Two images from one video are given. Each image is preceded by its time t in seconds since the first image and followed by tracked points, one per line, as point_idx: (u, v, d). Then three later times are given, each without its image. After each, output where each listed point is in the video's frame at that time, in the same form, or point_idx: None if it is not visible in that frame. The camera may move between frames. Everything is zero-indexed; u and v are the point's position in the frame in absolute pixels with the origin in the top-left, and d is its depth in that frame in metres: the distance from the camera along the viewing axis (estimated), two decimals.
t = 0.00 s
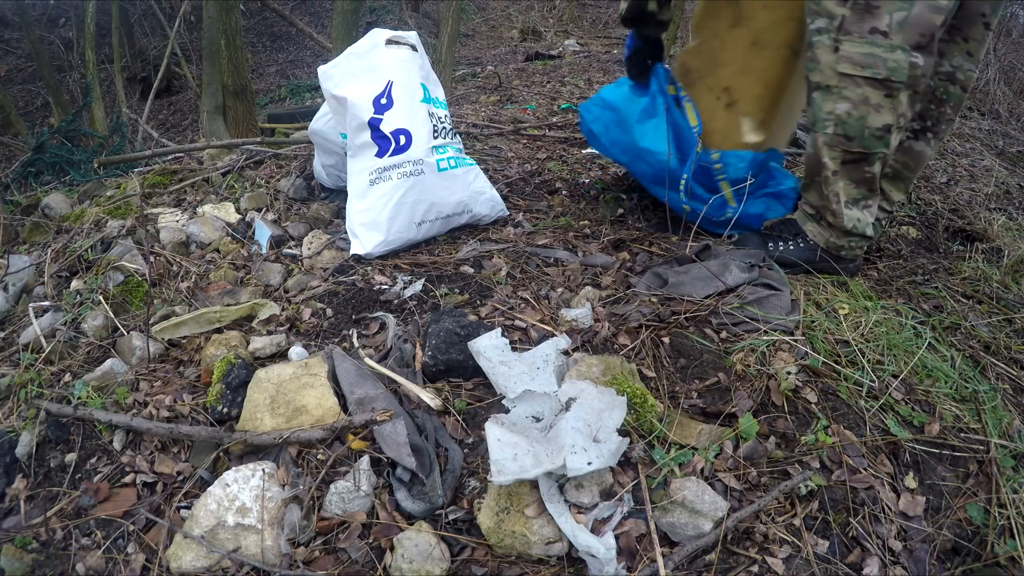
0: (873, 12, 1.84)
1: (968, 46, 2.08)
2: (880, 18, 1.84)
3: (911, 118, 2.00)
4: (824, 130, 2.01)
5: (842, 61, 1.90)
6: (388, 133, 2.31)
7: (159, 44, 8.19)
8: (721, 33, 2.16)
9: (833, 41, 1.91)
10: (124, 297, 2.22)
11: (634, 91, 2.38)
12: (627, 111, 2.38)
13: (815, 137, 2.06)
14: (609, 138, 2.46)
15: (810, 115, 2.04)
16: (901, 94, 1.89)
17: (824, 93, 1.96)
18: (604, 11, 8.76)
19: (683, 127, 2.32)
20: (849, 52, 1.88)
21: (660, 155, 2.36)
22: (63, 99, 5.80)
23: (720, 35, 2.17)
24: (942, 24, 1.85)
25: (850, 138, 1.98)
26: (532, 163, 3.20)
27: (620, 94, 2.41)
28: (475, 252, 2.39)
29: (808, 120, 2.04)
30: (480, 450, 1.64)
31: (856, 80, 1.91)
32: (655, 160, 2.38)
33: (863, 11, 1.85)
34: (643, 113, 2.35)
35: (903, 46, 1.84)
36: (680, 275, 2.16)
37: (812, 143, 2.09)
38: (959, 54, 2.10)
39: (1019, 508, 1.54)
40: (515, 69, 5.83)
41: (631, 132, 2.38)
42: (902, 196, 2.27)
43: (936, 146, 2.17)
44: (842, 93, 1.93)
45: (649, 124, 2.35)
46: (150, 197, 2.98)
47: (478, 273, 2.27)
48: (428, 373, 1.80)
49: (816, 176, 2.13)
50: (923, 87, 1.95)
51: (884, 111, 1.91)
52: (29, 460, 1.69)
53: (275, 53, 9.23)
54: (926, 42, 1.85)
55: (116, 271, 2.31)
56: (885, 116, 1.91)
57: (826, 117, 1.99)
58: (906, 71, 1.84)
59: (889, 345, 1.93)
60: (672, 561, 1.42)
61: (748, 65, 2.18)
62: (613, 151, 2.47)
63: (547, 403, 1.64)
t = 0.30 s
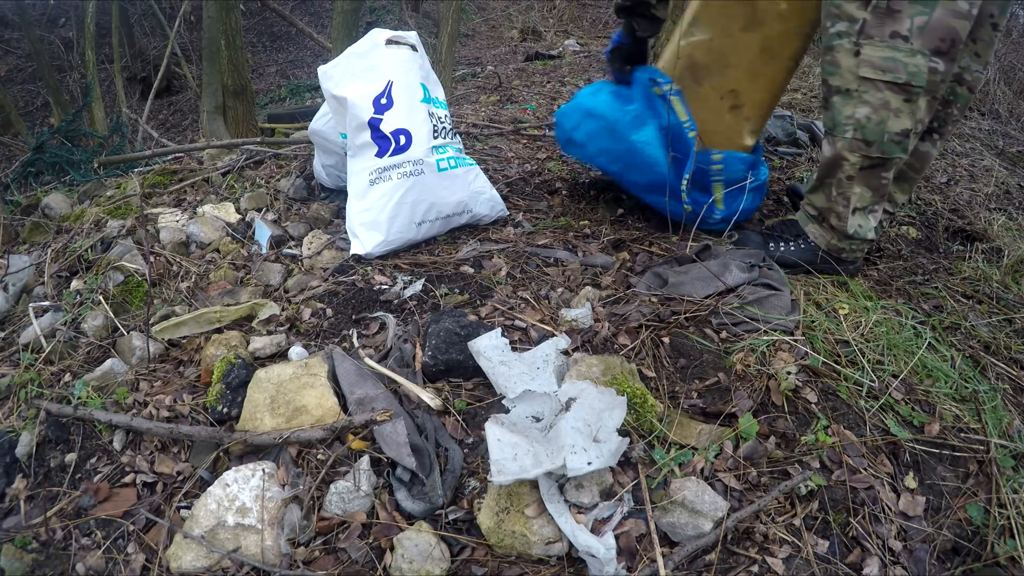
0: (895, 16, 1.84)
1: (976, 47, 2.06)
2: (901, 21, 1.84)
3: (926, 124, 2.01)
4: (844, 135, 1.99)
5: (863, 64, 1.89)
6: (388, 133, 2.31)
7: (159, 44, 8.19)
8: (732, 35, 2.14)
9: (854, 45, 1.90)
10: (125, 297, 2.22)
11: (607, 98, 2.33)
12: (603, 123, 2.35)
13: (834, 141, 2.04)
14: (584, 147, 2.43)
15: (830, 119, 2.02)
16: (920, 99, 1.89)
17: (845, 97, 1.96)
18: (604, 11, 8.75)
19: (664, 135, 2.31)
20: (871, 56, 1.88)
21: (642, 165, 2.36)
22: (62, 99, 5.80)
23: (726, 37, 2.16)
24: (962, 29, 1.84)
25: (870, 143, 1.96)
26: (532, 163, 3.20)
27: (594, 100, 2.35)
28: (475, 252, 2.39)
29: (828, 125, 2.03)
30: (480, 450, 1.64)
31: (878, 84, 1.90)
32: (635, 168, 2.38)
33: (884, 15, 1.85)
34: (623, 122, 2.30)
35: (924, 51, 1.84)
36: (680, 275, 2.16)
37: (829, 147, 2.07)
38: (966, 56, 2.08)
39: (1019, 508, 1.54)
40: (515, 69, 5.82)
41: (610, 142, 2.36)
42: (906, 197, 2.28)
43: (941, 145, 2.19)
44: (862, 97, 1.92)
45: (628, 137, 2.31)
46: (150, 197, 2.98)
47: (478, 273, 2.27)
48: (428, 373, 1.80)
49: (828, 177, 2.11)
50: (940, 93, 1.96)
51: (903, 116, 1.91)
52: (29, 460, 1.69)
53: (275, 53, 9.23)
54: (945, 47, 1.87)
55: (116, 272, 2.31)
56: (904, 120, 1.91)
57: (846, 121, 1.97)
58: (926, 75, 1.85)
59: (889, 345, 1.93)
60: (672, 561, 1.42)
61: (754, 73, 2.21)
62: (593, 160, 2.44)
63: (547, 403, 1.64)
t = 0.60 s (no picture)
0: (892, 16, 1.84)
1: (977, 50, 2.07)
2: (899, 22, 1.84)
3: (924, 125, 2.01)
4: (840, 133, 1.99)
5: (861, 63, 1.90)
6: (388, 133, 2.31)
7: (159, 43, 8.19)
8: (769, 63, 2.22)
9: (851, 44, 1.91)
10: (124, 297, 2.22)
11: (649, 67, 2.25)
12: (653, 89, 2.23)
13: (831, 140, 2.04)
14: (629, 121, 2.27)
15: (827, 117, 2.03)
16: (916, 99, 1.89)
17: (841, 95, 1.96)
18: (604, 11, 8.74)
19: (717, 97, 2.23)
20: (867, 55, 1.88)
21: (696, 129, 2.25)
22: (63, 99, 5.80)
23: (730, 34, 2.22)
24: (960, 30, 1.85)
25: (866, 142, 1.96)
26: (532, 163, 3.20)
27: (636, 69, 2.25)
28: (475, 252, 2.39)
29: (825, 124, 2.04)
30: (480, 450, 1.64)
31: (873, 83, 1.90)
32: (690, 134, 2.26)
33: (881, 15, 1.85)
34: (671, 90, 2.23)
35: (921, 51, 1.84)
36: (680, 275, 2.16)
37: (827, 146, 2.07)
38: (967, 58, 2.08)
39: (1019, 508, 1.54)
40: (515, 69, 5.82)
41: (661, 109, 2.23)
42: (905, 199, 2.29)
43: (942, 148, 2.19)
44: (859, 96, 1.92)
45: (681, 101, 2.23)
46: (150, 197, 2.98)
47: (478, 273, 2.27)
48: (428, 373, 1.80)
49: (825, 177, 2.10)
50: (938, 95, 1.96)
51: (900, 116, 1.90)
52: (28, 460, 1.69)
53: (275, 53, 9.23)
54: (944, 48, 1.87)
55: (116, 272, 2.31)
56: (901, 120, 1.90)
57: (843, 120, 1.97)
58: (923, 75, 1.84)
59: (889, 345, 1.93)
60: (672, 561, 1.42)
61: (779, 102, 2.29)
62: (643, 133, 2.28)
63: (547, 403, 1.64)
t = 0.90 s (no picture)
0: (895, 15, 1.87)
1: (976, 47, 2.08)
2: (901, 21, 1.87)
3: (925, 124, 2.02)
4: (843, 132, 1.99)
5: (862, 62, 1.91)
6: (388, 133, 2.31)
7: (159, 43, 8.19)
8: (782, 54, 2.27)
9: (854, 42, 1.93)
10: (125, 297, 2.22)
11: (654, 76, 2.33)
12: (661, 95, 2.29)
13: (832, 138, 2.04)
14: (645, 131, 2.27)
15: (829, 116, 2.03)
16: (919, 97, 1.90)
17: (844, 94, 1.96)
18: (604, 11, 8.74)
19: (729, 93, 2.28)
20: (870, 54, 1.90)
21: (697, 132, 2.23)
22: (62, 99, 5.80)
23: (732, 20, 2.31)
24: (962, 29, 1.86)
25: (868, 140, 1.96)
26: (532, 163, 3.19)
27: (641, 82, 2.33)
28: (475, 252, 2.39)
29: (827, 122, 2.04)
30: (480, 450, 1.64)
31: (876, 81, 1.91)
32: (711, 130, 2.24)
33: (884, 13, 1.88)
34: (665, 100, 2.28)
35: (923, 49, 1.86)
36: (680, 275, 2.16)
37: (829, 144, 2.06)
38: (967, 56, 2.10)
39: (1019, 508, 1.54)
40: (515, 69, 5.82)
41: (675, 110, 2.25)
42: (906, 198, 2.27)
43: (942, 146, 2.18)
44: (861, 94, 1.93)
45: (695, 99, 2.26)
46: (150, 197, 2.98)
47: (478, 273, 2.27)
48: (428, 373, 1.80)
49: (825, 176, 2.10)
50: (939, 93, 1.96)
51: (902, 115, 1.91)
52: (29, 460, 1.69)
53: (275, 53, 9.23)
54: (945, 47, 1.88)
55: (116, 271, 2.31)
56: (904, 118, 1.91)
57: (845, 118, 1.98)
58: (925, 73, 1.86)
59: (889, 345, 1.93)
60: (672, 561, 1.42)
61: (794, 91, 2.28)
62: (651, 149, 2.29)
63: (547, 402, 1.64)
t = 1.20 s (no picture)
0: (897, 14, 1.87)
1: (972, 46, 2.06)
2: (903, 19, 1.87)
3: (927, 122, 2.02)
4: (847, 130, 2.00)
5: (866, 60, 1.92)
6: (388, 133, 2.31)
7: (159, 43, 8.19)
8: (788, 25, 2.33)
9: (856, 41, 1.93)
10: (125, 297, 2.22)
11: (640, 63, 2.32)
12: (646, 85, 2.28)
13: (835, 138, 2.04)
14: (629, 122, 2.26)
15: (832, 116, 2.04)
16: (922, 96, 1.91)
17: (847, 93, 1.97)
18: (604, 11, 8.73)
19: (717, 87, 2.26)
20: (873, 52, 1.90)
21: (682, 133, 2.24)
22: (62, 99, 5.80)
23: None
24: (964, 27, 1.85)
25: (872, 138, 1.96)
26: (532, 163, 3.19)
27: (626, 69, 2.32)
28: (475, 252, 2.39)
29: (831, 121, 2.04)
30: (480, 450, 1.64)
31: (879, 80, 1.92)
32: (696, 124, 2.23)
33: (887, 12, 1.88)
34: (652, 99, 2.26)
35: (925, 48, 1.87)
36: (680, 275, 2.16)
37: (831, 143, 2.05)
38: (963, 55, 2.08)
39: (1019, 508, 1.54)
40: (515, 69, 5.82)
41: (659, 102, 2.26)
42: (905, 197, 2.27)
43: (940, 144, 2.19)
44: (864, 93, 1.94)
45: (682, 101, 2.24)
46: (150, 197, 2.98)
47: (478, 273, 2.27)
48: (428, 373, 1.80)
49: (828, 174, 2.10)
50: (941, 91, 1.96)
51: (905, 113, 1.92)
52: (28, 460, 1.69)
53: (275, 53, 9.23)
54: (946, 44, 1.87)
55: (116, 271, 2.31)
56: (907, 117, 1.91)
57: (848, 117, 1.98)
58: (927, 71, 1.86)
59: (889, 345, 1.93)
60: (672, 561, 1.42)
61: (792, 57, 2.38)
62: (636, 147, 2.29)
63: (547, 403, 1.64)
